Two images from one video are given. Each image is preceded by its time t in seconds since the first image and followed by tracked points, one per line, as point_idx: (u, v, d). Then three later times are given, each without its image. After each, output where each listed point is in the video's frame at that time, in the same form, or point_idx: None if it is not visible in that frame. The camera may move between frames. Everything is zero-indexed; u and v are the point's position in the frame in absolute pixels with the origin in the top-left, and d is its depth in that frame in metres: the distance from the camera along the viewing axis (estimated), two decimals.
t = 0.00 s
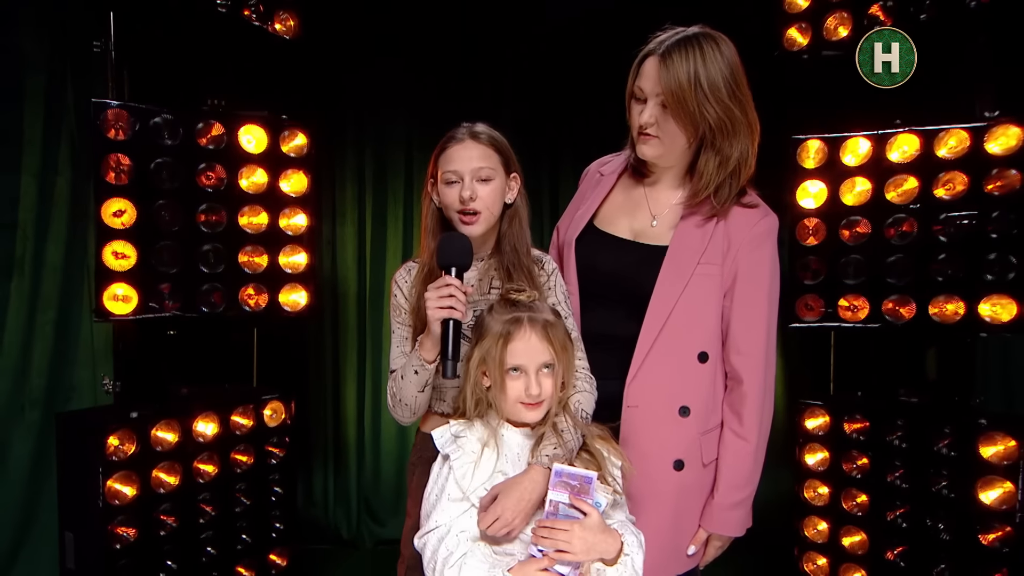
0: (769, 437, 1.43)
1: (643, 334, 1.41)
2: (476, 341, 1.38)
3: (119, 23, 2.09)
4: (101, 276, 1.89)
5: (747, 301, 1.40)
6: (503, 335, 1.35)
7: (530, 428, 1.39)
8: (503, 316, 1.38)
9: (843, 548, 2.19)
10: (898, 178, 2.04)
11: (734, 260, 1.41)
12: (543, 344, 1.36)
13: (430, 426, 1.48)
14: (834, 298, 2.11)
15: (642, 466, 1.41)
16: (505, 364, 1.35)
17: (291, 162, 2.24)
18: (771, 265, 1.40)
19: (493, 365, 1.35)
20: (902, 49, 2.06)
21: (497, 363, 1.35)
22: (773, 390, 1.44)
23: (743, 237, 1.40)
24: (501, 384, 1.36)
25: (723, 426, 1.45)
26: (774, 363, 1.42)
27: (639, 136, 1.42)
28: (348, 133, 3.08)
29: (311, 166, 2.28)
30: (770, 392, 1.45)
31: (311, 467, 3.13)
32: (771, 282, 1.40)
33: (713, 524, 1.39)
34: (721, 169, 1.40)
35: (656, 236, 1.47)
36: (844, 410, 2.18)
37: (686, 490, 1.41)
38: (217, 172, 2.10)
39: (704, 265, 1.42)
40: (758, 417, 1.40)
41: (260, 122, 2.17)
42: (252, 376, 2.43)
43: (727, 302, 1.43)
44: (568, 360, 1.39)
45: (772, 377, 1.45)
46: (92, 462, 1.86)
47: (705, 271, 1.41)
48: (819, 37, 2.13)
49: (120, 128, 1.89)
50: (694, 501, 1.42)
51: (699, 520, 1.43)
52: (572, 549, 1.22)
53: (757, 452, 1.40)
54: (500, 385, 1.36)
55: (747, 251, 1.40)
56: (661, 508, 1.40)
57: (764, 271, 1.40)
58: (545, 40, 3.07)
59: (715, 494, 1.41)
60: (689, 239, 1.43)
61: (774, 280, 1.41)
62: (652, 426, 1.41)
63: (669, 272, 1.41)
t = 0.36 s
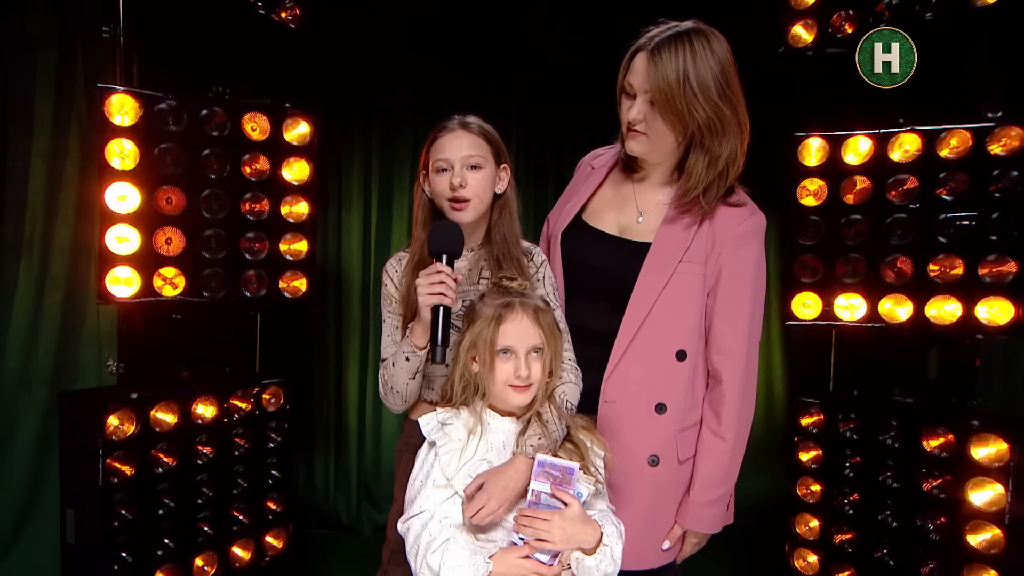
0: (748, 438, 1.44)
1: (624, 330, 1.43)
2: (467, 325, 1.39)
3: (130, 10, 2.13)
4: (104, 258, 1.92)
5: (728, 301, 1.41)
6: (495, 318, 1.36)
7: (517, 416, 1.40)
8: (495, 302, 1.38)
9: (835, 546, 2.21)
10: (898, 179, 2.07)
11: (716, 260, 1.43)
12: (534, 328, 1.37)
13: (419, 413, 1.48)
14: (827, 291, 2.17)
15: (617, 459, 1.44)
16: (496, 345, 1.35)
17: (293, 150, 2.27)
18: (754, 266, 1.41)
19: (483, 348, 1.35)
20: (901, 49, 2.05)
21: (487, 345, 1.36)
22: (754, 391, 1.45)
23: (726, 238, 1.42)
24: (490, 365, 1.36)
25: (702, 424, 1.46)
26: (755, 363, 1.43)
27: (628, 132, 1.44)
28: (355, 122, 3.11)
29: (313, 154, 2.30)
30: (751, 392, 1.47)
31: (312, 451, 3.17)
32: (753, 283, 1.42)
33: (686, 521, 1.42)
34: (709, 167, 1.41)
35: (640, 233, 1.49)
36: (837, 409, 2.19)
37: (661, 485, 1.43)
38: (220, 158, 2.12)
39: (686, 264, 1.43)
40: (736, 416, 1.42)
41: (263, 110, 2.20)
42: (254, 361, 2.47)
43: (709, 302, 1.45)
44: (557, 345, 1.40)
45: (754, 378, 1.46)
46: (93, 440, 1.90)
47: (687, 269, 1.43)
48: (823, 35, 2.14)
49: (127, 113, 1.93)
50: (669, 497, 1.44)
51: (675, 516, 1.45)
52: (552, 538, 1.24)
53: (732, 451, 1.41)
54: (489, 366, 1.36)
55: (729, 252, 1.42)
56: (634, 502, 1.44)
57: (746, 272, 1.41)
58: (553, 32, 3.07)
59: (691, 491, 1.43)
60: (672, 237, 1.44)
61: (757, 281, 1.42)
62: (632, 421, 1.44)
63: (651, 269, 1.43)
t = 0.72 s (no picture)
0: (742, 447, 1.44)
1: (617, 338, 1.46)
2: (466, 329, 1.39)
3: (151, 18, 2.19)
4: (120, 259, 1.98)
5: (720, 309, 1.43)
6: (492, 322, 1.36)
7: (513, 420, 1.38)
8: (493, 306, 1.39)
9: (842, 559, 2.17)
10: (908, 190, 2.07)
11: (710, 269, 1.44)
12: (530, 333, 1.36)
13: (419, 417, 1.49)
14: (835, 302, 2.16)
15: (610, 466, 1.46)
16: (492, 349, 1.35)
17: (306, 155, 2.31)
18: (747, 275, 1.42)
19: (480, 351, 1.35)
20: (902, 49, 2.05)
21: (484, 349, 1.36)
22: (748, 400, 1.46)
23: (720, 247, 1.44)
24: (486, 368, 1.35)
25: (696, 433, 1.47)
26: (749, 371, 1.43)
27: (621, 139, 1.46)
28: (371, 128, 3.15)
29: (325, 159, 2.34)
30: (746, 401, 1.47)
31: (324, 452, 3.21)
32: (747, 292, 1.43)
33: (679, 529, 1.42)
34: (699, 175, 1.42)
35: (634, 241, 1.52)
36: (843, 422, 2.15)
37: (654, 492, 1.44)
38: (234, 162, 2.18)
39: (679, 273, 1.46)
40: (728, 425, 1.42)
41: (277, 117, 2.25)
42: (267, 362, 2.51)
43: (703, 310, 1.46)
44: (553, 351, 1.39)
45: (749, 387, 1.47)
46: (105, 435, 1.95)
47: (680, 278, 1.46)
48: (835, 45, 2.13)
49: (147, 118, 1.98)
50: (663, 505, 1.45)
51: (668, 524, 1.45)
52: (542, 542, 1.22)
53: (726, 460, 1.42)
54: (486, 370, 1.35)
55: (722, 261, 1.43)
56: (627, 510, 1.45)
57: (739, 280, 1.42)
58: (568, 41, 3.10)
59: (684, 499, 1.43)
60: (665, 247, 1.47)
61: (751, 290, 1.43)
62: (625, 428, 1.46)
63: (645, 278, 1.46)
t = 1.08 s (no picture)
0: (723, 446, 1.46)
1: (598, 338, 1.50)
2: (451, 330, 1.42)
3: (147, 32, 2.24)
4: (119, 269, 2.02)
5: (697, 308, 1.45)
6: (475, 323, 1.39)
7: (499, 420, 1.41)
8: (476, 308, 1.42)
9: (836, 556, 2.16)
10: (894, 189, 2.07)
11: (686, 269, 1.47)
12: (512, 332, 1.39)
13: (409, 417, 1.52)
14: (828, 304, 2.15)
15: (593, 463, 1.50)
16: (475, 349, 1.38)
17: (300, 165, 2.37)
18: (723, 274, 1.45)
19: (464, 352, 1.38)
20: (902, 49, 2.04)
21: (468, 349, 1.38)
22: (728, 399, 1.48)
23: (696, 247, 1.47)
24: (470, 369, 1.38)
25: (678, 432, 1.49)
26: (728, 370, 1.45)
27: (597, 142, 1.51)
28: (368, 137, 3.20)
29: (318, 170, 2.41)
30: (727, 401, 1.49)
31: (326, 459, 3.23)
32: (723, 291, 1.45)
33: (661, 527, 1.44)
34: (673, 177, 1.46)
35: (613, 244, 1.57)
36: (837, 417, 2.15)
37: (636, 490, 1.47)
38: (230, 173, 2.21)
39: (656, 274, 1.50)
40: (708, 423, 1.44)
41: (270, 127, 2.28)
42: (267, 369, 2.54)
43: (681, 310, 1.49)
44: (537, 352, 1.41)
45: (729, 386, 1.48)
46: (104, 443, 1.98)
47: (658, 278, 1.50)
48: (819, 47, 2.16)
49: (141, 130, 2.02)
50: (646, 503, 1.48)
51: (652, 523, 1.47)
52: (525, 540, 1.24)
53: (705, 458, 1.43)
54: (470, 371, 1.38)
55: (698, 261, 1.46)
56: (611, 507, 1.48)
57: (714, 279, 1.45)
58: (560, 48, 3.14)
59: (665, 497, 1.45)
60: (642, 249, 1.51)
61: (727, 289, 1.46)
62: (608, 427, 1.49)
63: (622, 280, 1.50)
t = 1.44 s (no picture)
0: (717, 437, 1.48)
1: (591, 333, 1.53)
2: (449, 329, 1.44)
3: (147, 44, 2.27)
4: (124, 278, 2.05)
5: (687, 301, 1.48)
6: (472, 321, 1.41)
7: (498, 415, 1.43)
8: (473, 306, 1.44)
9: (840, 548, 2.20)
10: (887, 181, 2.07)
11: (676, 263, 1.50)
12: (507, 330, 1.40)
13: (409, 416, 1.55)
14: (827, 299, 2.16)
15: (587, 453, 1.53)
16: (472, 347, 1.39)
17: (299, 170, 2.37)
18: (713, 267, 1.47)
19: (461, 350, 1.40)
20: (902, 49, 2.05)
21: (465, 347, 1.40)
22: (722, 390, 1.50)
23: (686, 241, 1.49)
24: (468, 366, 1.39)
25: (673, 424, 1.51)
26: (720, 362, 1.47)
27: (589, 139, 1.55)
28: (367, 143, 3.23)
29: (319, 174, 2.40)
30: (721, 392, 1.51)
31: (333, 462, 3.26)
32: (714, 285, 1.47)
33: (657, 518, 1.46)
34: (663, 172, 1.49)
35: (605, 238, 1.61)
36: (838, 408, 2.19)
37: (633, 482, 1.49)
38: (231, 180, 2.24)
39: (647, 268, 1.52)
40: (702, 414, 1.46)
41: (270, 134, 2.31)
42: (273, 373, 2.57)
43: (673, 304, 1.51)
44: (533, 348, 1.43)
45: (722, 377, 1.51)
46: (111, 448, 2.01)
47: (648, 272, 1.52)
48: (808, 44, 2.15)
49: (141, 141, 2.06)
50: (642, 495, 1.49)
51: (649, 515, 1.49)
52: (525, 533, 1.26)
53: (700, 449, 1.45)
54: (467, 368, 1.40)
55: (688, 255, 1.48)
56: (608, 499, 1.51)
57: (704, 272, 1.47)
58: (556, 49, 3.17)
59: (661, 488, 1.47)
60: (633, 245, 1.54)
61: (717, 282, 1.48)
62: (603, 420, 1.52)
63: (614, 275, 1.53)
